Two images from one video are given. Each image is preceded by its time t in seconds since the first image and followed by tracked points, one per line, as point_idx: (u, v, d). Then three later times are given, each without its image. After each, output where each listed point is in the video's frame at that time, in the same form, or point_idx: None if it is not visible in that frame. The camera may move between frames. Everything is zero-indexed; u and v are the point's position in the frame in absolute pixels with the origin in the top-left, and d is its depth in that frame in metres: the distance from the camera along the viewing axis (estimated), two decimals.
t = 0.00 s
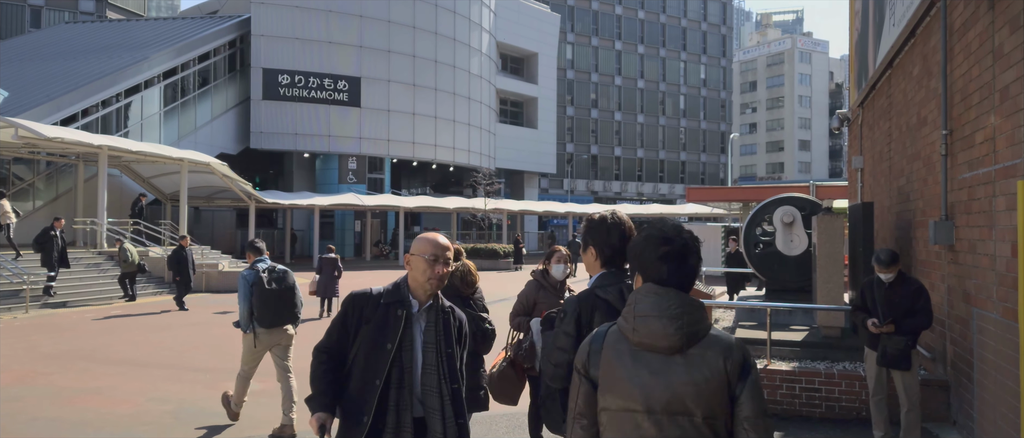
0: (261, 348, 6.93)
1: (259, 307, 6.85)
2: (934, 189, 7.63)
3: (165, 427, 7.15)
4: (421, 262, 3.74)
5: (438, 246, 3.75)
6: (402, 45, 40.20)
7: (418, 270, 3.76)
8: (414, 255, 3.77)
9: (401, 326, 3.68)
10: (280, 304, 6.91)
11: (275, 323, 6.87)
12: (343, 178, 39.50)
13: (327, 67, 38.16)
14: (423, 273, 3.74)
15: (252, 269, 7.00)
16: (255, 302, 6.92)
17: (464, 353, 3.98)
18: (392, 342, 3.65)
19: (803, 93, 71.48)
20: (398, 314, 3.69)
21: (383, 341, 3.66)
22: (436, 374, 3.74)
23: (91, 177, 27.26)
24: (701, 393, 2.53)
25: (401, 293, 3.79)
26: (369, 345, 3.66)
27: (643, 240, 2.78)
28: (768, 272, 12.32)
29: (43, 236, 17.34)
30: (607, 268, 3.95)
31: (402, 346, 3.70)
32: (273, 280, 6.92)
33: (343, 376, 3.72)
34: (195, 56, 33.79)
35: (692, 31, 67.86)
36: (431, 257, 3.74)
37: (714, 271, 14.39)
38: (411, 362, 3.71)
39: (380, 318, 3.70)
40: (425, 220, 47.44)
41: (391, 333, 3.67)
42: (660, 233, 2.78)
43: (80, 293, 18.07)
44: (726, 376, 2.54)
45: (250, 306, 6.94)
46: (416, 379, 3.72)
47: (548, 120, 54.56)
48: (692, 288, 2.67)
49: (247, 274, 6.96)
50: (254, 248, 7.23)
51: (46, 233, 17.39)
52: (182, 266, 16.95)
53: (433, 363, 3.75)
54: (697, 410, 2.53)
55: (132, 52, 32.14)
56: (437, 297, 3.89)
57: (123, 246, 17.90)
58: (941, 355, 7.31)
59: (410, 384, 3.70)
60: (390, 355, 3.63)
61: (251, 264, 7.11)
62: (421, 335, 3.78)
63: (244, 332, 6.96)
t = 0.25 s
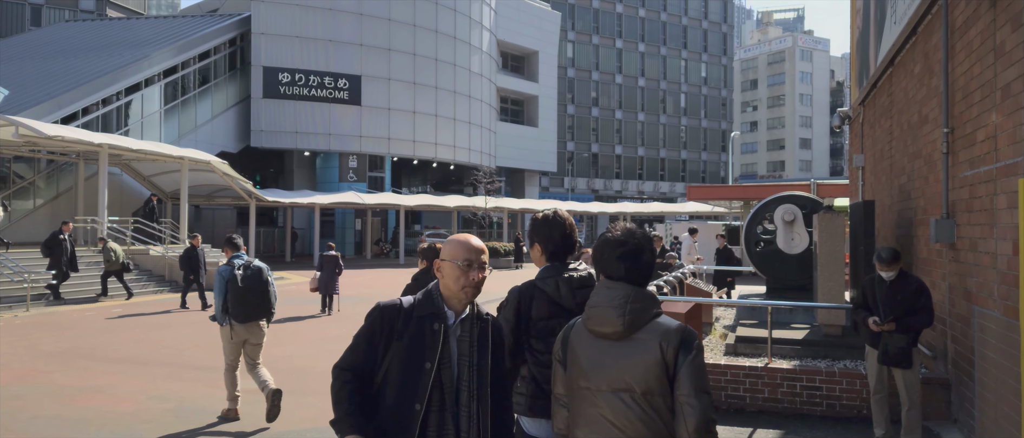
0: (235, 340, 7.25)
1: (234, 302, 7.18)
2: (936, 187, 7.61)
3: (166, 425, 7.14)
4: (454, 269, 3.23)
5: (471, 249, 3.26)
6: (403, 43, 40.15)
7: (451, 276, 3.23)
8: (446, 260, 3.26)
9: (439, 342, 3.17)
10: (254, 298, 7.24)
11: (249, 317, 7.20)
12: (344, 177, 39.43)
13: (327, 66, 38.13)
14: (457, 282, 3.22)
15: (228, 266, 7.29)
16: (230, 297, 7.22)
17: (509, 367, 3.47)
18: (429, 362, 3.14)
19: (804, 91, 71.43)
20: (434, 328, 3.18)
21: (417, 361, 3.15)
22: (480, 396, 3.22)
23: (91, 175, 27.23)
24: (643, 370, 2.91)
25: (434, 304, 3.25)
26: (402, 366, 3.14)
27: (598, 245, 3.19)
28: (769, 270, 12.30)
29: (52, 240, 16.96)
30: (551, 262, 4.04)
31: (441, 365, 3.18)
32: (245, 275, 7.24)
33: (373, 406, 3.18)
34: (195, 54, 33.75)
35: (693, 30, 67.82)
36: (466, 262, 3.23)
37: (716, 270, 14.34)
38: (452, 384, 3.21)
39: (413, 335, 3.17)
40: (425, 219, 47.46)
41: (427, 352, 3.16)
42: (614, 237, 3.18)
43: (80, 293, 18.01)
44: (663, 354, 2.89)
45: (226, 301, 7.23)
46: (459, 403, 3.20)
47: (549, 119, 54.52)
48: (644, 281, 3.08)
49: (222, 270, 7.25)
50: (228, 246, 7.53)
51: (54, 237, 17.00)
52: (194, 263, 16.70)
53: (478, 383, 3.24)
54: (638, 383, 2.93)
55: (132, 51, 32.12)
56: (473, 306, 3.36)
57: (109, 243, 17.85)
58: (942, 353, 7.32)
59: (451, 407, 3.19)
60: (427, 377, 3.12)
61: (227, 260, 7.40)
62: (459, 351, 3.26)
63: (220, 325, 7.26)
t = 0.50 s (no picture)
0: (217, 332, 7.49)
1: (211, 296, 7.38)
2: (936, 185, 7.62)
3: (166, 424, 7.13)
4: (478, 274, 2.85)
5: (495, 249, 2.88)
6: (403, 41, 40.15)
7: (476, 282, 2.86)
8: (468, 264, 2.89)
9: (470, 360, 2.78)
10: (230, 290, 7.41)
11: (227, 309, 7.39)
12: (344, 175, 39.39)
13: (327, 64, 38.15)
14: (485, 289, 2.83)
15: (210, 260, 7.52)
16: (210, 290, 7.42)
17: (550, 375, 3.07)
18: (463, 384, 2.74)
19: (805, 89, 71.35)
20: (463, 346, 2.78)
21: (448, 384, 2.75)
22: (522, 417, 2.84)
23: (92, 174, 27.26)
24: (602, 351, 3.51)
25: (461, 316, 2.86)
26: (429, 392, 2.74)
27: (552, 242, 3.68)
28: (770, 269, 12.26)
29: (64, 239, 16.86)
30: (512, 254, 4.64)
31: (476, 385, 2.80)
32: (223, 269, 7.43)
33: None
34: (196, 53, 33.74)
35: (693, 28, 67.81)
36: (490, 265, 2.85)
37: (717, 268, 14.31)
38: (491, 405, 2.80)
39: (441, 355, 2.77)
40: (426, 217, 47.49)
41: (460, 371, 2.75)
42: (565, 234, 3.68)
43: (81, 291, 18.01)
44: (620, 336, 3.51)
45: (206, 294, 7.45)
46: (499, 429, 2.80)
47: (550, 117, 54.54)
48: (593, 274, 3.61)
49: (204, 264, 7.47)
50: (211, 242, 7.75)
51: (66, 237, 16.89)
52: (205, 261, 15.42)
53: (519, 398, 2.84)
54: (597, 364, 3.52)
55: (133, 49, 32.12)
56: (506, 314, 2.97)
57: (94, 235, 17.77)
58: (943, 351, 7.31)
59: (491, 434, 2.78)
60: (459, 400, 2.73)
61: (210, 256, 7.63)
62: (495, 366, 2.86)
63: (203, 318, 7.51)
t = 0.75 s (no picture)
0: (199, 333, 7.69)
1: (192, 298, 7.58)
2: (937, 184, 7.61)
3: (166, 422, 7.14)
4: (537, 270, 2.45)
5: (557, 242, 2.47)
6: (404, 40, 40.16)
7: (534, 279, 2.45)
8: (523, 259, 2.47)
9: (532, 371, 2.36)
10: (211, 292, 7.60)
11: (208, 309, 7.60)
12: (345, 174, 39.37)
13: (328, 63, 38.16)
14: (545, 287, 2.42)
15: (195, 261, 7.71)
16: (192, 291, 7.63)
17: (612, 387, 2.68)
18: (524, 400, 2.32)
19: (806, 88, 71.30)
20: (523, 355, 2.36)
21: (508, 398, 2.32)
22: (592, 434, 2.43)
23: (92, 173, 27.27)
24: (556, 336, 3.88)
25: (517, 320, 2.44)
26: (486, 407, 2.30)
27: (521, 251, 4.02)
28: (770, 268, 12.24)
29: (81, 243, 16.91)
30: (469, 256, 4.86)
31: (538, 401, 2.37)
32: (206, 271, 7.62)
33: None
34: (197, 52, 33.74)
35: (694, 27, 67.78)
36: (552, 259, 2.44)
37: (717, 268, 14.28)
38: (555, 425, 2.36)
39: (498, 364, 2.35)
40: (426, 216, 47.54)
41: (522, 384, 2.33)
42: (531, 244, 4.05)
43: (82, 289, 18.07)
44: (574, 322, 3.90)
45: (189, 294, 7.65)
46: None
47: (550, 116, 54.55)
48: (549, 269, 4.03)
49: (189, 265, 7.65)
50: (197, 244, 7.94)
51: (83, 241, 16.93)
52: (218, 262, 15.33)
53: (590, 416, 2.44)
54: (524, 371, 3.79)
55: (133, 48, 32.11)
56: (566, 317, 2.56)
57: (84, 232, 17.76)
58: (943, 350, 7.31)
59: None
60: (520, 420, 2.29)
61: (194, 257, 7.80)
62: (557, 376, 2.44)
63: (186, 319, 7.73)
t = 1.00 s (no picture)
0: (187, 322, 7.77)
1: (183, 287, 7.66)
2: (938, 183, 7.60)
3: (168, 423, 7.15)
4: (662, 288, 2.13)
5: (688, 258, 2.15)
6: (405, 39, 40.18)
7: (658, 299, 2.13)
8: (646, 274, 2.16)
9: (654, 410, 2.00)
10: (200, 282, 7.71)
11: (198, 299, 7.70)
12: (346, 174, 39.33)
13: (329, 62, 38.17)
14: (672, 311, 2.11)
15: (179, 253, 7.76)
16: (179, 282, 7.70)
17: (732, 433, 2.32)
18: None
19: (806, 88, 71.25)
20: (642, 388, 2.01)
21: None
22: None
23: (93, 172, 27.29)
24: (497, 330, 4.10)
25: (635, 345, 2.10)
26: None
27: (457, 240, 4.33)
28: (771, 267, 12.21)
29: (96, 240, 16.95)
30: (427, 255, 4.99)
31: None
32: (195, 261, 7.72)
33: None
34: (198, 51, 33.74)
35: (694, 26, 67.74)
36: (683, 276, 2.13)
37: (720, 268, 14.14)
38: None
39: (614, 397, 2.00)
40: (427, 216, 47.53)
41: (642, 425, 1.97)
42: (472, 234, 4.37)
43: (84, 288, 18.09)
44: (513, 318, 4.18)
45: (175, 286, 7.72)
46: None
47: (551, 116, 54.53)
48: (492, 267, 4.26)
49: (174, 257, 7.70)
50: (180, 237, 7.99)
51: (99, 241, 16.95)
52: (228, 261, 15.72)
53: None
54: (448, 356, 4.04)
55: (134, 48, 32.09)
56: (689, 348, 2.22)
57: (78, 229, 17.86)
58: (944, 349, 7.30)
59: None
60: None
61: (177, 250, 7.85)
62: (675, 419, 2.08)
63: (172, 308, 7.76)
